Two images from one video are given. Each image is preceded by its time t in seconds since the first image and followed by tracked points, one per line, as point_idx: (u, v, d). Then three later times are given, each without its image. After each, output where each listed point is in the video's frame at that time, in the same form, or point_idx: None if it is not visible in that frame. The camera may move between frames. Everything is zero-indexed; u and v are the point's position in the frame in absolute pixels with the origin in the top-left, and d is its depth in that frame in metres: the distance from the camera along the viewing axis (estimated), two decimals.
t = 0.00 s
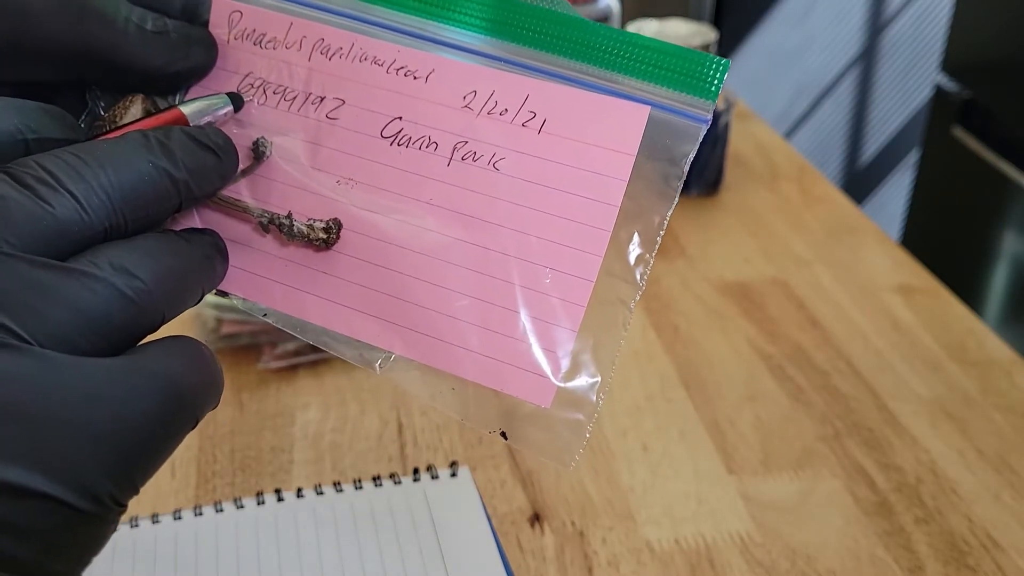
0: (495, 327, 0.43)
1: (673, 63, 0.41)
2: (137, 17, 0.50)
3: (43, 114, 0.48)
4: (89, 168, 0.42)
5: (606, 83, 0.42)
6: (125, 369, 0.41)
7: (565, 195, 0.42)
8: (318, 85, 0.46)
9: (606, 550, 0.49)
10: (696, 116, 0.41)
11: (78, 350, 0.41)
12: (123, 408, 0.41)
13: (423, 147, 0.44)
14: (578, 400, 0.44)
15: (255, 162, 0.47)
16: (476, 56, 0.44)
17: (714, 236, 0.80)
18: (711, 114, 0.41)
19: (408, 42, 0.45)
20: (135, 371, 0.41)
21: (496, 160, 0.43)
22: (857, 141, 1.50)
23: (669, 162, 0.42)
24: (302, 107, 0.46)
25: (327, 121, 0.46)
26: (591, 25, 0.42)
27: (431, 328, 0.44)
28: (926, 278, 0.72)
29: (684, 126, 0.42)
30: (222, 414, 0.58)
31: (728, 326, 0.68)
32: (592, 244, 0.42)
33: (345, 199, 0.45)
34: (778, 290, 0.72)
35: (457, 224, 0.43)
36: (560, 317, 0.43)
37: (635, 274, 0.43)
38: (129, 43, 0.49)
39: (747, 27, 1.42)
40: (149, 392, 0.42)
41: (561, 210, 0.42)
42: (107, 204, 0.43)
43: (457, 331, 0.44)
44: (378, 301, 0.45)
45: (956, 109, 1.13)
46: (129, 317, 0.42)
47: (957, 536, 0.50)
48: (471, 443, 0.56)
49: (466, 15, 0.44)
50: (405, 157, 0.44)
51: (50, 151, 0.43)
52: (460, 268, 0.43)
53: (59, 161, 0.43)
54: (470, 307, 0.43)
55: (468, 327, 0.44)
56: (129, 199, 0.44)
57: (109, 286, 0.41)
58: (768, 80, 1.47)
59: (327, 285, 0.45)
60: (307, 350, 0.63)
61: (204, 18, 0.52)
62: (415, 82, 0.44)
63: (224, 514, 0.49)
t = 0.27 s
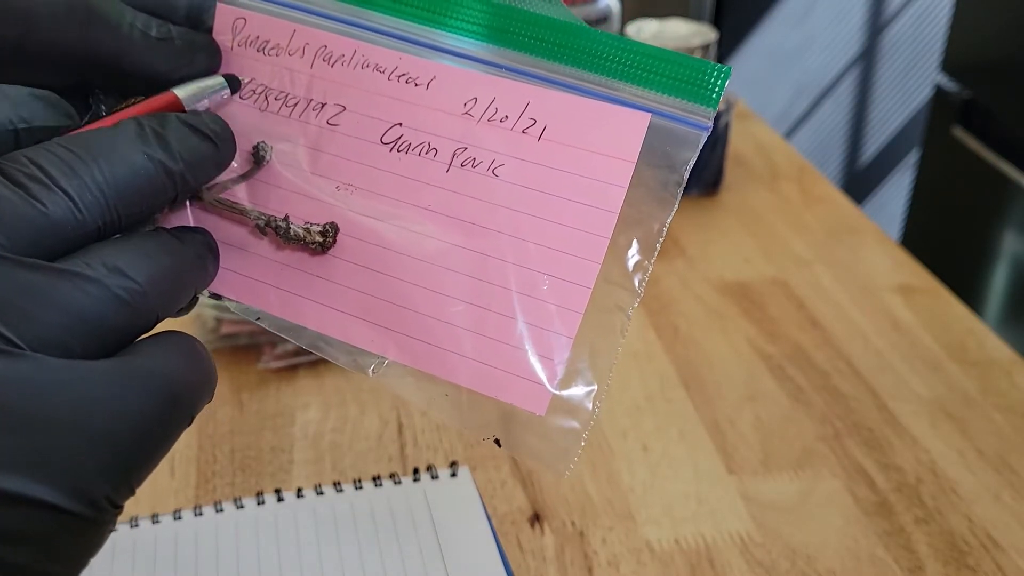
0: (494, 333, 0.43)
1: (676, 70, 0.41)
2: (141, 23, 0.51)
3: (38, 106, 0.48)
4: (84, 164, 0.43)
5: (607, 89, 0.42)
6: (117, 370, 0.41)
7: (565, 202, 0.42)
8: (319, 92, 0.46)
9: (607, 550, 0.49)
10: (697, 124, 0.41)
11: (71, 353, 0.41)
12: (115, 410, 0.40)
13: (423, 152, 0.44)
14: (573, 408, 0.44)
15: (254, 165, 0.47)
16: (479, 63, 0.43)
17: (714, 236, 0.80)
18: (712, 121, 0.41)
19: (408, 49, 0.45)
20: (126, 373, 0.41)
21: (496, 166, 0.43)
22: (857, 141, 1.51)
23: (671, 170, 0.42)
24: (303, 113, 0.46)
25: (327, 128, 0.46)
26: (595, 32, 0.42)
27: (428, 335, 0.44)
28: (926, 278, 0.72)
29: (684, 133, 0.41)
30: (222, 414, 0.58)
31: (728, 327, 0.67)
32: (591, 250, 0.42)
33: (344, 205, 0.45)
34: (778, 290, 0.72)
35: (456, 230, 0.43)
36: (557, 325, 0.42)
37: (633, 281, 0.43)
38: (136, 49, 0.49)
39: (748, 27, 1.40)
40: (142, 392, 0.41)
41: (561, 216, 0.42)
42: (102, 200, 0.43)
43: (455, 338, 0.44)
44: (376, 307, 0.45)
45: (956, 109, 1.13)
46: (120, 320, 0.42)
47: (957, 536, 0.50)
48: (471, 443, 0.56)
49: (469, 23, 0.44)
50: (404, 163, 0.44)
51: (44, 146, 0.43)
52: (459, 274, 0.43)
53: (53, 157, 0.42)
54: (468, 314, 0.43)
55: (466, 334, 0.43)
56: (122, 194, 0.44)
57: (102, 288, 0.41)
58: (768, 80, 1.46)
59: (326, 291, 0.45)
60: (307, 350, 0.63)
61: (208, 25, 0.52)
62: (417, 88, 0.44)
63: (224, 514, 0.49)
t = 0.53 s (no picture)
0: (499, 334, 0.43)
1: (680, 69, 0.42)
2: (143, 25, 0.51)
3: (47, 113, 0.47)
4: (97, 174, 0.42)
5: (609, 89, 0.42)
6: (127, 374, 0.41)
7: (568, 202, 0.42)
8: (322, 92, 0.46)
9: (606, 550, 0.49)
10: (698, 121, 0.41)
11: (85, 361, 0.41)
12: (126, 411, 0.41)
13: (427, 152, 0.44)
14: (579, 407, 0.44)
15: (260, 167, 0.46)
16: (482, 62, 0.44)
17: (714, 236, 0.80)
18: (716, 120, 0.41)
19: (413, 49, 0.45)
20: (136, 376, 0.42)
21: (501, 165, 0.43)
22: (857, 140, 1.51)
23: (672, 168, 0.42)
24: (306, 113, 0.46)
25: (331, 128, 0.46)
26: (598, 32, 0.43)
27: (434, 336, 0.44)
28: (926, 278, 0.72)
29: (687, 132, 0.42)
30: (222, 414, 0.58)
31: (728, 326, 0.68)
32: (594, 250, 0.42)
33: (348, 205, 0.45)
34: (778, 290, 0.72)
35: (460, 230, 0.43)
36: (563, 325, 0.42)
37: (638, 281, 0.43)
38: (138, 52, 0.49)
39: (748, 27, 1.40)
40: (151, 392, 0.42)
41: (566, 216, 0.42)
42: (115, 210, 0.43)
43: (460, 338, 0.43)
44: (380, 308, 0.44)
45: (956, 108, 1.13)
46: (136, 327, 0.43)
47: (957, 536, 0.50)
48: (471, 444, 0.56)
49: (474, 24, 0.44)
50: (408, 163, 0.44)
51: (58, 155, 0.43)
52: (463, 275, 0.43)
53: (65, 165, 0.42)
54: (473, 314, 0.43)
55: (471, 335, 0.43)
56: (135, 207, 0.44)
57: (117, 294, 0.41)
58: (768, 80, 1.46)
59: (329, 293, 0.45)
60: (307, 350, 0.63)
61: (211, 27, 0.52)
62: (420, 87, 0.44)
63: (224, 514, 0.49)
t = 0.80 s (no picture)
0: (512, 368, 0.43)
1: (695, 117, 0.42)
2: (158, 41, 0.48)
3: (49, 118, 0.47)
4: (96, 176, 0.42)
5: (623, 129, 0.43)
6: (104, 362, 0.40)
7: (581, 237, 0.43)
8: (335, 119, 0.45)
9: (607, 550, 0.49)
10: (710, 164, 0.42)
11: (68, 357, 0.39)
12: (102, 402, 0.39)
13: (439, 183, 0.44)
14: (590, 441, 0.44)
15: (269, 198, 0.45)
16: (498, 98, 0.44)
17: (714, 236, 0.80)
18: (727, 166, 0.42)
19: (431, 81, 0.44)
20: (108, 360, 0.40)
21: (516, 200, 0.43)
22: (857, 141, 1.51)
23: (684, 208, 0.43)
24: (319, 140, 0.45)
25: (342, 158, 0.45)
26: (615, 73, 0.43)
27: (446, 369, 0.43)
28: (926, 278, 0.72)
29: (700, 177, 0.42)
30: (222, 415, 0.58)
31: (728, 326, 0.67)
32: (605, 286, 0.43)
33: (361, 235, 0.44)
34: (778, 290, 0.72)
35: (473, 262, 0.43)
36: (575, 361, 0.43)
37: (649, 316, 0.44)
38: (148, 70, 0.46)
39: (748, 27, 1.40)
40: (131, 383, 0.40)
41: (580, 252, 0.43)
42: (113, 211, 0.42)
43: (473, 372, 0.43)
44: (389, 339, 0.44)
45: (956, 109, 1.13)
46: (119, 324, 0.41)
47: (957, 536, 0.50)
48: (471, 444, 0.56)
49: (487, 60, 0.44)
50: (421, 193, 0.44)
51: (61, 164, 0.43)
52: (477, 309, 0.43)
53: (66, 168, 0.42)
54: (486, 347, 0.43)
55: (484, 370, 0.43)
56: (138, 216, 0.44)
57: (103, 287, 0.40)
58: (768, 81, 1.45)
59: (335, 325, 0.44)
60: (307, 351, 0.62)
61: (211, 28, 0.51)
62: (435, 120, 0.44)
63: (224, 514, 0.49)
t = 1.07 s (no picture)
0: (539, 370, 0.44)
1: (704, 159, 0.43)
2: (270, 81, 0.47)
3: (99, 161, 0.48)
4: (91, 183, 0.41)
5: (646, 163, 0.43)
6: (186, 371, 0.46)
7: (613, 262, 0.43)
8: (395, 139, 0.45)
9: (607, 550, 0.49)
10: (725, 201, 0.43)
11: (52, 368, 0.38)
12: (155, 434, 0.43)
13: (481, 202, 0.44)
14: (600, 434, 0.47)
15: (343, 208, 0.46)
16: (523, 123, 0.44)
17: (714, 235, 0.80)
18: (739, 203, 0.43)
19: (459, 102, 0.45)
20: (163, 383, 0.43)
21: (557, 224, 0.43)
22: (857, 141, 1.51)
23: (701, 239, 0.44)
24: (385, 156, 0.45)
25: (390, 175, 0.45)
26: (621, 109, 0.44)
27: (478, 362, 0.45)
28: (926, 278, 0.72)
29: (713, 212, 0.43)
30: (222, 415, 0.58)
31: (728, 326, 0.68)
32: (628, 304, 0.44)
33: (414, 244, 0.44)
34: (778, 290, 0.72)
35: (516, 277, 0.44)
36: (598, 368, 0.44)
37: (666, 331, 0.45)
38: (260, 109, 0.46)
39: (748, 27, 1.40)
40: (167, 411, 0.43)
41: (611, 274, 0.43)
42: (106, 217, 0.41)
43: (502, 372, 0.45)
44: (433, 336, 0.45)
45: (956, 109, 1.13)
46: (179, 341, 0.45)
47: (957, 536, 0.50)
48: (471, 444, 0.56)
49: (516, 92, 0.44)
50: (462, 210, 0.44)
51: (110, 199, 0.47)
52: (514, 318, 0.44)
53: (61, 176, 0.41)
54: (523, 354, 0.44)
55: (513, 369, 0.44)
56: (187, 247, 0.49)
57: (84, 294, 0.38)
58: (768, 81, 1.45)
59: (382, 314, 0.46)
60: (307, 351, 0.63)
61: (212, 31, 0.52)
62: (485, 143, 0.44)
63: (224, 514, 0.49)
